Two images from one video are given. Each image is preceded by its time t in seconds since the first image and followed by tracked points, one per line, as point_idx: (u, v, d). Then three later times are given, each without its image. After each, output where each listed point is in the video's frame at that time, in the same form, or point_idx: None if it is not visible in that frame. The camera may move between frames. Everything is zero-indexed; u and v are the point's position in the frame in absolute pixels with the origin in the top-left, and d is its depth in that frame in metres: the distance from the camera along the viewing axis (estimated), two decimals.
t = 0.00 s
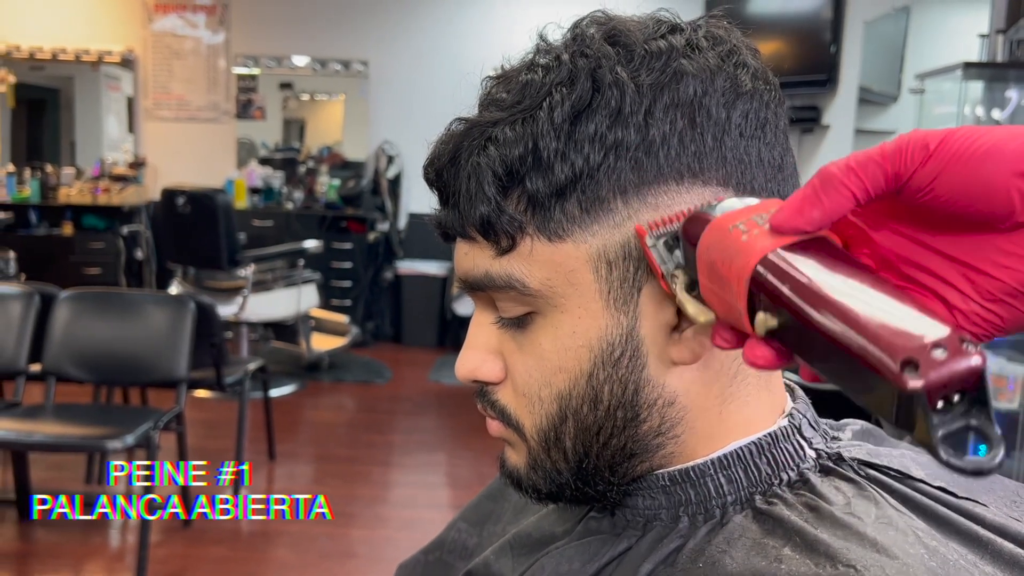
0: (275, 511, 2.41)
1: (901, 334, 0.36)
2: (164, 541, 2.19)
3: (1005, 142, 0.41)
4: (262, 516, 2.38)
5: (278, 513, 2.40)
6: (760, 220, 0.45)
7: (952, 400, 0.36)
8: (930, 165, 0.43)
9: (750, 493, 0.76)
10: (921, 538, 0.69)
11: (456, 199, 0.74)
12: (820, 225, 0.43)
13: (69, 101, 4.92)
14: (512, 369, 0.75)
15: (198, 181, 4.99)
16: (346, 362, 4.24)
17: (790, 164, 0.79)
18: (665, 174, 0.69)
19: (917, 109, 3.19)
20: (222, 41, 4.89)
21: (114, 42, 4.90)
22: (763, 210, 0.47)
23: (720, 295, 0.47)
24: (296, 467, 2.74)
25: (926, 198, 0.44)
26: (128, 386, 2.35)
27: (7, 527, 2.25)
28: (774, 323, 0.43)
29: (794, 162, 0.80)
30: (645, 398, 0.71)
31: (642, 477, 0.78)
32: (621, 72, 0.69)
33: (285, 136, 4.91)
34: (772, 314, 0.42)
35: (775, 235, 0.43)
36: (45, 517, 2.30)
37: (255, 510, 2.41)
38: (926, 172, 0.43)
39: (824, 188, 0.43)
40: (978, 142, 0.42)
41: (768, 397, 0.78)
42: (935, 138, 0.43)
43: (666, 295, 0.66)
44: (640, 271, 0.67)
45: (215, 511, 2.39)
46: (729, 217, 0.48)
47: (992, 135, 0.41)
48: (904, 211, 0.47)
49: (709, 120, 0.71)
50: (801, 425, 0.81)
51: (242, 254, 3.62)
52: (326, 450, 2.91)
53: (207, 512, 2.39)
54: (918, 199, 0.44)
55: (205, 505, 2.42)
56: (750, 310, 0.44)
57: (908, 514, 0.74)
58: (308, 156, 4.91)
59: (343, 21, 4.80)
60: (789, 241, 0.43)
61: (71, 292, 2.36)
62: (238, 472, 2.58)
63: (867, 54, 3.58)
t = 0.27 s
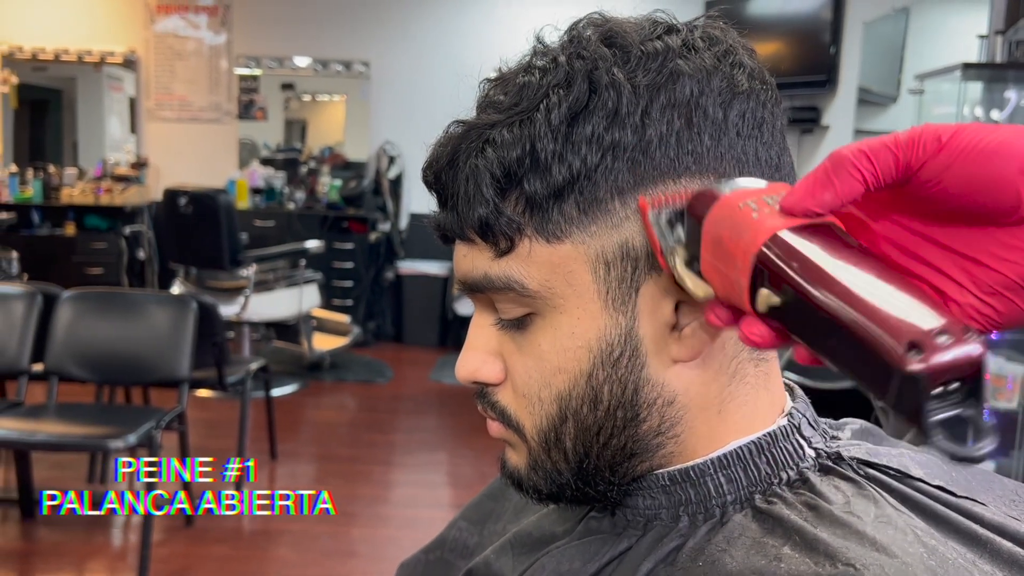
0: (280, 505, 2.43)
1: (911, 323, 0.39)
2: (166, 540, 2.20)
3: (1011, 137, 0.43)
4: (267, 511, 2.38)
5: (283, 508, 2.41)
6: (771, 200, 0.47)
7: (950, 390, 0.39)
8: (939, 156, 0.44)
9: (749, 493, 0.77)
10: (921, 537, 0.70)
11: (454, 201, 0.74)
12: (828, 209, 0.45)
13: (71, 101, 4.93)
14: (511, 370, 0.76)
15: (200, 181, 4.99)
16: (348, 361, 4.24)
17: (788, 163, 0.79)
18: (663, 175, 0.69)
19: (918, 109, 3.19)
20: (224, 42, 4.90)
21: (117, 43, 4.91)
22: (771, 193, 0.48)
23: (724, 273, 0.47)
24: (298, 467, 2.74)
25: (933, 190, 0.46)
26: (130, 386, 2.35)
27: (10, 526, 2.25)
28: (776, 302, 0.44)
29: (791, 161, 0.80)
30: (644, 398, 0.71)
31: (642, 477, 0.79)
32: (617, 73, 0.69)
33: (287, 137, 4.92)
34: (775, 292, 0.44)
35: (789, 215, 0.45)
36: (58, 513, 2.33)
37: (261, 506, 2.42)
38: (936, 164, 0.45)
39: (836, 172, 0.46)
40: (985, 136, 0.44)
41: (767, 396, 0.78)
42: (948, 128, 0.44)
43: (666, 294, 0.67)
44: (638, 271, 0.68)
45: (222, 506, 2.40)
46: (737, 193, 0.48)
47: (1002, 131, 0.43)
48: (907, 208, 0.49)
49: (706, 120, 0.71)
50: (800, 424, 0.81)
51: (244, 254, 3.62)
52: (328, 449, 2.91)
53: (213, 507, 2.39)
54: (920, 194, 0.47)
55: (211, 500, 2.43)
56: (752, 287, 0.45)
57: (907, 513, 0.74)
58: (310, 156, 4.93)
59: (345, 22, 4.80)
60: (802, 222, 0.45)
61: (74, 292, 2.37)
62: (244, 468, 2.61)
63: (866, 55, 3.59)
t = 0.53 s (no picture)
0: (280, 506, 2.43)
1: (906, 327, 0.39)
2: (168, 539, 2.20)
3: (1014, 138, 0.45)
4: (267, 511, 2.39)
5: (284, 509, 2.42)
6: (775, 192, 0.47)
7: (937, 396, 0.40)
8: (946, 153, 0.46)
9: (750, 492, 0.77)
10: (920, 536, 0.70)
11: (455, 202, 0.74)
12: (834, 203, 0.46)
13: (74, 102, 4.94)
14: (513, 371, 0.76)
15: (202, 181, 5.00)
16: (349, 361, 4.25)
17: (788, 163, 0.79)
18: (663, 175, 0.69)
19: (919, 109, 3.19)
20: (226, 43, 4.91)
21: (119, 43, 4.91)
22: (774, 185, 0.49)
23: (726, 261, 0.47)
24: (299, 466, 2.75)
25: (937, 186, 0.47)
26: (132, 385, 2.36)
27: (12, 525, 2.26)
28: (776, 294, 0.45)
29: (791, 161, 0.80)
30: (645, 398, 0.72)
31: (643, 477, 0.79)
32: (617, 74, 0.69)
33: (288, 137, 4.92)
34: (776, 286, 0.44)
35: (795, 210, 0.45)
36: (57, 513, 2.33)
37: (261, 506, 2.42)
38: (945, 159, 0.46)
39: (843, 168, 0.46)
40: (991, 137, 0.45)
41: (767, 396, 0.78)
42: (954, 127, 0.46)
43: (668, 293, 0.67)
44: (639, 271, 0.68)
45: (221, 506, 2.40)
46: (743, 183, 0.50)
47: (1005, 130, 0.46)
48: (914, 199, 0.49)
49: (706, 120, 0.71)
50: (800, 423, 0.81)
51: (245, 253, 3.63)
52: (329, 449, 2.92)
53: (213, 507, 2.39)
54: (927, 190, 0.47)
55: (211, 501, 2.43)
56: (752, 280, 0.45)
57: (907, 513, 0.75)
58: (311, 157, 4.93)
59: (347, 23, 4.81)
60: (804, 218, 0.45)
61: (76, 292, 2.37)
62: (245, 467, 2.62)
63: (864, 56, 3.60)
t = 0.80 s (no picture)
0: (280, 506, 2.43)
1: (910, 339, 0.40)
2: (169, 538, 2.20)
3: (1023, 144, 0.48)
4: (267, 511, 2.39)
5: (284, 509, 2.42)
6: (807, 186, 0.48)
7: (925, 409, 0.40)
8: (964, 157, 0.48)
9: (750, 491, 0.77)
10: (920, 534, 0.70)
11: (457, 202, 0.74)
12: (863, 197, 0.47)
13: (76, 102, 4.95)
14: (514, 370, 0.76)
15: (204, 182, 5.00)
16: (350, 361, 4.25)
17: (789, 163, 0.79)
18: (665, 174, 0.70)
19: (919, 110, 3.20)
20: (227, 44, 4.92)
21: (120, 44, 4.92)
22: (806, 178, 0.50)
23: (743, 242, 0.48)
24: (300, 465, 2.75)
25: (954, 187, 0.49)
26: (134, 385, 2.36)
27: (14, 524, 2.26)
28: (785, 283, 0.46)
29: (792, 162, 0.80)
30: (646, 397, 0.72)
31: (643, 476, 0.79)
32: (619, 74, 0.70)
33: (289, 137, 4.93)
34: (787, 275, 0.46)
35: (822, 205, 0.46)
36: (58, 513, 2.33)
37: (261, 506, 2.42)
38: (964, 161, 0.48)
39: (871, 164, 0.47)
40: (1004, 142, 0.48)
41: (768, 395, 0.79)
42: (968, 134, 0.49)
43: (669, 293, 0.68)
44: (640, 271, 0.69)
45: (222, 506, 2.40)
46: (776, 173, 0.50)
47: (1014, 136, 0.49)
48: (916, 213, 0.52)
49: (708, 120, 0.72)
50: (800, 423, 0.81)
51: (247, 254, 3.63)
52: (330, 448, 2.92)
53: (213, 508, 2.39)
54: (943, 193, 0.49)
55: (211, 501, 2.43)
56: (763, 266, 0.47)
57: (907, 512, 0.75)
58: (312, 157, 4.93)
59: (348, 23, 4.81)
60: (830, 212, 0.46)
61: (78, 292, 2.38)
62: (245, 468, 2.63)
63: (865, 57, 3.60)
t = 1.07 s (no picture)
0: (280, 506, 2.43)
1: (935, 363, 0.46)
2: (171, 537, 2.21)
3: None
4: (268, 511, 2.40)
5: (283, 509, 2.42)
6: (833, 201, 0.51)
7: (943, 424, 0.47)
8: (981, 182, 0.54)
9: (750, 490, 0.77)
10: (919, 533, 0.70)
11: (456, 202, 0.75)
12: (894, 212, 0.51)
13: (77, 102, 4.95)
14: (513, 369, 0.77)
15: (206, 182, 5.00)
16: (351, 360, 4.26)
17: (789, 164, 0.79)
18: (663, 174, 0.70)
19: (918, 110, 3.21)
20: (229, 44, 4.92)
21: (122, 45, 4.92)
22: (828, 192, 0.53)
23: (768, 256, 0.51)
24: (301, 465, 2.75)
25: (971, 210, 0.55)
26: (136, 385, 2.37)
27: (16, 523, 2.27)
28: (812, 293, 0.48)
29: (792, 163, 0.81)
30: (645, 397, 0.72)
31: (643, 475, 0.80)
32: (619, 75, 0.70)
33: (291, 138, 4.93)
34: (816, 286, 0.48)
35: (854, 217, 0.50)
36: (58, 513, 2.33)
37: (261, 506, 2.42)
38: (984, 184, 0.54)
39: (899, 181, 0.52)
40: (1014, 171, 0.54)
41: (767, 395, 0.79)
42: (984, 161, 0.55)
43: (669, 292, 0.68)
44: (639, 271, 0.69)
45: (221, 506, 2.40)
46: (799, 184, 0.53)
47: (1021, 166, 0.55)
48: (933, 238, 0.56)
49: (707, 121, 0.72)
50: (800, 422, 0.81)
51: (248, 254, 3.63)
52: (331, 448, 2.93)
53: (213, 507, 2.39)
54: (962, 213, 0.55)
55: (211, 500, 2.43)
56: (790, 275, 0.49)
57: (906, 510, 0.75)
58: (314, 157, 4.92)
59: (349, 24, 4.82)
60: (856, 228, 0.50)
61: (80, 292, 2.38)
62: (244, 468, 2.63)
63: (865, 57, 3.60)
